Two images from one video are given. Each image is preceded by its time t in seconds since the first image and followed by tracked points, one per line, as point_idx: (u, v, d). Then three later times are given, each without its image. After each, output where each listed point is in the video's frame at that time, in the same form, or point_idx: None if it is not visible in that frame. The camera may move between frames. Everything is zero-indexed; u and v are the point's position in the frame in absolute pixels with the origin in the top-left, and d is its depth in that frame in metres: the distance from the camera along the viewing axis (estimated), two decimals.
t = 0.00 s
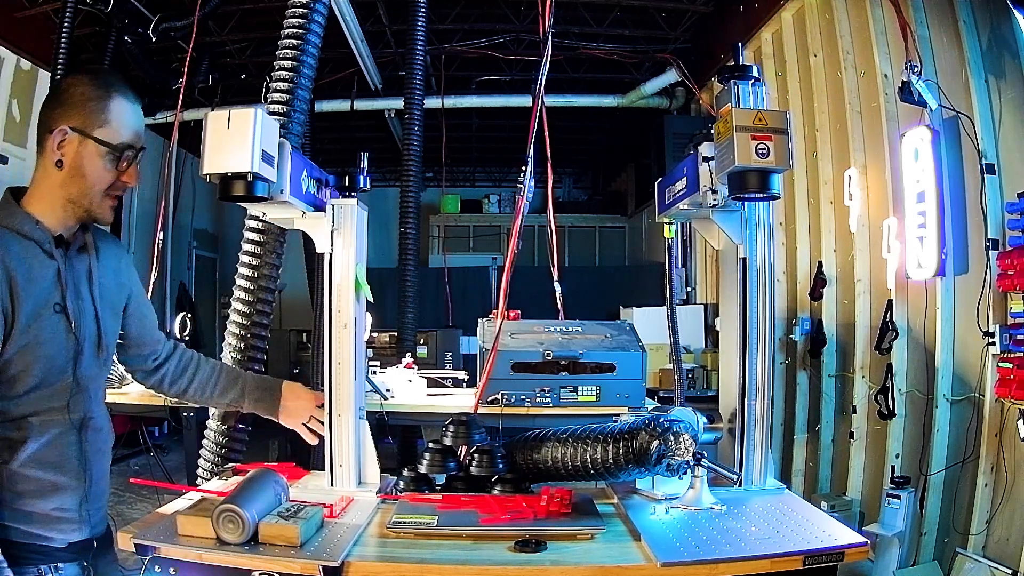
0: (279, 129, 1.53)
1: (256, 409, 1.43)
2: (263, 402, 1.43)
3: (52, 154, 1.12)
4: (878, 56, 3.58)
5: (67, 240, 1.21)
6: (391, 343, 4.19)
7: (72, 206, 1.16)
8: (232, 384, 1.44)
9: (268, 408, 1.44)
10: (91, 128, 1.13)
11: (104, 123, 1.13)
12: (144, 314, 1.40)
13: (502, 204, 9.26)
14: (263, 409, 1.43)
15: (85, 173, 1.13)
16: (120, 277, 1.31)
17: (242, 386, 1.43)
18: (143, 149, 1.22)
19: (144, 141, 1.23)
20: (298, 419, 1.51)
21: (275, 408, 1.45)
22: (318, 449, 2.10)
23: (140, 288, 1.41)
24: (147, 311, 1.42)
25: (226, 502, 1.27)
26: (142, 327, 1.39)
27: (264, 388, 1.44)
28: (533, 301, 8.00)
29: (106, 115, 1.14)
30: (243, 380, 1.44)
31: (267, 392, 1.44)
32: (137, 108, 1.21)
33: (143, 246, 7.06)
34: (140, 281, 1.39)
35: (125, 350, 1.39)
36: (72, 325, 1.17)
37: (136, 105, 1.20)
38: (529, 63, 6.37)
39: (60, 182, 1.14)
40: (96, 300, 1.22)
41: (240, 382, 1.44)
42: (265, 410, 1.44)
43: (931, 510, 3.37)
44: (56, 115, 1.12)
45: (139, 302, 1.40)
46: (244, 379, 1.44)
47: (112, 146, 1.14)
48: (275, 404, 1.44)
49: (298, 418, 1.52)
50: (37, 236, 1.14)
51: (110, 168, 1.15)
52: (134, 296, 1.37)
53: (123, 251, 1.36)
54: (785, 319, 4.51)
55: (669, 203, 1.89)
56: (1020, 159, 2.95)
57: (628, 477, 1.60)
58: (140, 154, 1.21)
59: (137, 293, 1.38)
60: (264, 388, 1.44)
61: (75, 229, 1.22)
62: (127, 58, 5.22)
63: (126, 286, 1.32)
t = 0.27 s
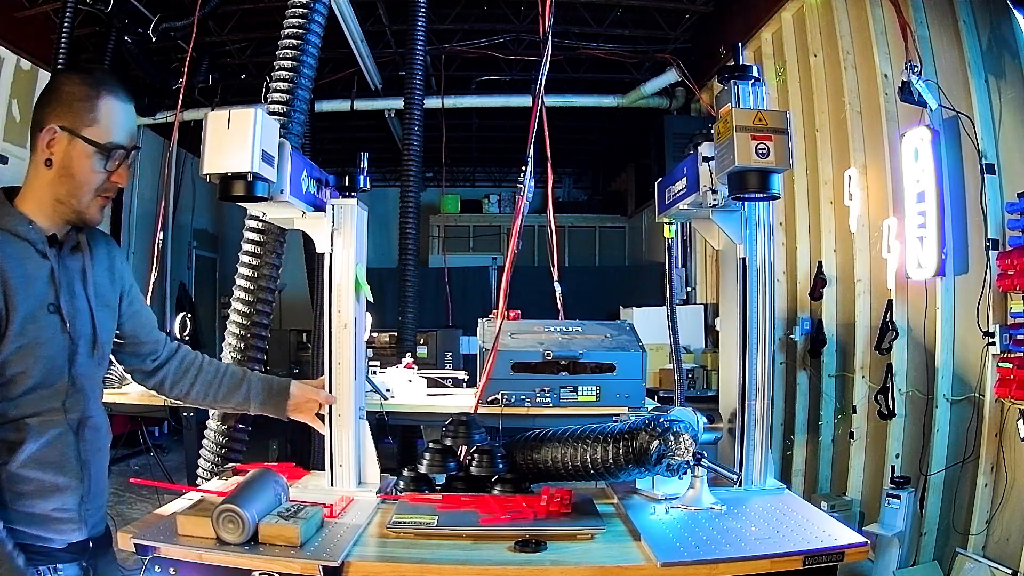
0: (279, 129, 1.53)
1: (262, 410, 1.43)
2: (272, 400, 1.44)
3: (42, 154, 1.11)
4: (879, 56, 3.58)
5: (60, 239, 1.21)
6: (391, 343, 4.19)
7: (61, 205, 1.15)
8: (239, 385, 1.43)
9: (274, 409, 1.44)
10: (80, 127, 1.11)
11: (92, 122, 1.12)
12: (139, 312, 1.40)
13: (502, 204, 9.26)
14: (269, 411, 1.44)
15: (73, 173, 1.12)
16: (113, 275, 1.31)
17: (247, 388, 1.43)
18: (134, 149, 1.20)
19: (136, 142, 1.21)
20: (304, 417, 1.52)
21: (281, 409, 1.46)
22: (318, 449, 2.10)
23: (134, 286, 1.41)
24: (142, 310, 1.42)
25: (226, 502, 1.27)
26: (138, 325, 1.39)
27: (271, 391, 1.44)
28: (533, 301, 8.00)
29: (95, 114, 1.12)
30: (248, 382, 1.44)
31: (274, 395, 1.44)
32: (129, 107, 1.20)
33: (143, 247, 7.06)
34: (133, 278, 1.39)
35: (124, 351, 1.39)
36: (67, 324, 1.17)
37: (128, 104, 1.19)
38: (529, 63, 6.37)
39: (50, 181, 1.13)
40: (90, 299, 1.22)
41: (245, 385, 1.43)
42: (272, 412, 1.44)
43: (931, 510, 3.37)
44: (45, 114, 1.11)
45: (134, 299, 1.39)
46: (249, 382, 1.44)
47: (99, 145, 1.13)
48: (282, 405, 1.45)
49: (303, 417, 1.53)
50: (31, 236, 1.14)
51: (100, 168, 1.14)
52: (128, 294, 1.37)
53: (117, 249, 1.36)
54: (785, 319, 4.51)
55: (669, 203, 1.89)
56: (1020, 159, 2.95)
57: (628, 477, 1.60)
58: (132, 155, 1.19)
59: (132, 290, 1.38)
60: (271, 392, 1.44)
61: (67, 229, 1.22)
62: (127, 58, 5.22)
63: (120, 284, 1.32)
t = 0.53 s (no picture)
0: (279, 129, 1.53)
1: (262, 411, 1.43)
2: (274, 400, 1.44)
3: (30, 150, 1.11)
4: (879, 56, 3.58)
5: (54, 237, 1.21)
6: (391, 343, 4.19)
7: (49, 202, 1.14)
8: (239, 385, 1.43)
9: (275, 410, 1.44)
10: (64, 122, 1.10)
11: (75, 115, 1.10)
12: (135, 310, 1.40)
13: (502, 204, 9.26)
14: (271, 412, 1.44)
15: (58, 169, 1.11)
16: (109, 273, 1.31)
17: (248, 389, 1.43)
18: (124, 146, 1.18)
19: (127, 139, 1.19)
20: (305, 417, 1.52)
21: (281, 410, 1.46)
22: (318, 449, 2.10)
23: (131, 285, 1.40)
24: (140, 308, 1.41)
25: (226, 503, 1.27)
26: (135, 322, 1.39)
27: (272, 393, 1.44)
28: (533, 301, 8.00)
29: (78, 107, 1.10)
30: (249, 383, 1.44)
31: (275, 397, 1.44)
32: (121, 104, 1.19)
33: (143, 247, 7.06)
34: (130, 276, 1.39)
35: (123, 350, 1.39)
36: (61, 321, 1.17)
37: (119, 101, 1.18)
38: (529, 63, 6.37)
39: (39, 178, 1.13)
40: (85, 296, 1.22)
41: (246, 386, 1.43)
42: (273, 413, 1.44)
43: (931, 510, 3.37)
44: (32, 110, 1.11)
45: (132, 297, 1.39)
46: (250, 383, 1.44)
47: (83, 139, 1.11)
48: (284, 406, 1.45)
49: (304, 416, 1.53)
50: (25, 234, 1.14)
51: (87, 164, 1.12)
52: (125, 293, 1.37)
53: (113, 247, 1.35)
54: (785, 319, 4.51)
55: (669, 203, 1.89)
56: (1020, 159, 2.95)
57: (628, 477, 1.60)
58: (121, 152, 1.17)
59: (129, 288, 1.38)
60: (272, 394, 1.44)
61: (62, 227, 1.22)
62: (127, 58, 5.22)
63: (116, 282, 1.32)
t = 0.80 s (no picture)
0: (279, 129, 1.53)
1: (263, 410, 1.44)
2: (274, 400, 1.44)
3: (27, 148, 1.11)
4: (878, 56, 3.58)
5: (54, 236, 1.21)
6: (391, 343, 4.18)
7: (46, 200, 1.13)
8: (239, 385, 1.43)
9: (275, 410, 1.45)
10: (60, 119, 1.10)
11: (71, 113, 1.10)
12: (132, 309, 1.39)
13: (502, 204, 9.27)
14: (271, 412, 1.44)
15: (55, 167, 1.11)
16: (107, 272, 1.31)
17: (248, 390, 1.43)
18: (121, 144, 1.18)
19: (123, 137, 1.19)
20: (305, 416, 1.52)
21: (281, 410, 1.46)
22: (318, 448, 2.10)
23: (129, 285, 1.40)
24: (137, 307, 1.41)
25: (226, 502, 1.27)
26: (133, 322, 1.39)
27: (273, 393, 1.44)
28: (533, 301, 8.00)
29: (74, 104, 1.10)
30: (249, 384, 1.44)
31: (276, 397, 1.44)
32: (118, 102, 1.18)
33: (143, 247, 7.06)
34: (127, 275, 1.38)
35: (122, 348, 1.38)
36: (61, 320, 1.17)
37: (116, 99, 1.18)
38: (529, 63, 6.37)
39: (36, 176, 1.13)
40: (84, 296, 1.22)
41: (246, 386, 1.43)
42: (274, 413, 1.44)
43: (931, 510, 3.37)
44: (30, 107, 1.11)
45: (129, 297, 1.39)
46: (250, 383, 1.44)
47: (78, 136, 1.11)
48: (284, 407, 1.45)
49: (305, 416, 1.53)
50: (25, 234, 1.14)
51: (83, 162, 1.12)
52: (122, 292, 1.37)
53: (111, 246, 1.35)
54: (785, 319, 4.51)
55: (669, 203, 1.89)
56: (1020, 158, 2.95)
57: (628, 477, 1.60)
58: (117, 150, 1.17)
59: (127, 287, 1.38)
60: (272, 394, 1.44)
61: (61, 225, 1.21)
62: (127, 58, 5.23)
63: (113, 281, 1.32)
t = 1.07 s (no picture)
0: (279, 129, 1.53)
1: (263, 411, 1.44)
2: (273, 401, 1.44)
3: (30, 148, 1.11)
4: (878, 56, 3.58)
5: (55, 237, 1.21)
6: (391, 343, 4.18)
7: (49, 201, 1.13)
8: (239, 386, 1.43)
9: (275, 410, 1.45)
10: (65, 120, 1.10)
11: (76, 114, 1.10)
12: (133, 310, 1.39)
13: (502, 204, 9.27)
14: (271, 412, 1.44)
15: (58, 167, 1.10)
16: (108, 273, 1.31)
17: (247, 390, 1.43)
18: (124, 146, 1.18)
19: (127, 139, 1.19)
20: (305, 416, 1.52)
21: (281, 410, 1.46)
22: (318, 449, 2.10)
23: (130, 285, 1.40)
24: (138, 308, 1.41)
25: (226, 502, 1.27)
26: (133, 322, 1.39)
27: (272, 394, 1.44)
28: (533, 301, 8.00)
29: (80, 105, 1.10)
30: (249, 383, 1.44)
31: (276, 396, 1.45)
32: (123, 103, 1.18)
33: (143, 247, 7.06)
34: (128, 276, 1.38)
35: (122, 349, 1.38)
36: (62, 321, 1.17)
37: (121, 100, 1.18)
38: (529, 63, 6.37)
39: (39, 176, 1.12)
40: (85, 296, 1.22)
41: (246, 386, 1.44)
42: (273, 413, 1.45)
43: (931, 510, 3.37)
44: (34, 107, 1.11)
45: (130, 297, 1.39)
46: (250, 384, 1.44)
47: (84, 137, 1.11)
48: (283, 407, 1.45)
49: (304, 416, 1.53)
50: (26, 234, 1.13)
51: (87, 162, 1.12)
52: (123, 292, 1.37)
53: (112, 247, 1.35)
54: (785, 319, 4.51)
55: (669, 203, 1.89)
56: (1020, 158, 2.95)
57: (628, 477, 1.60)
58: (121, 151, 1.17)
59: (128, 288, 1.38)
60: (272, 395, 1.44)
61: (63, 226, 1.21)
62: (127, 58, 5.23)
63: (114, 282, 1.32)
